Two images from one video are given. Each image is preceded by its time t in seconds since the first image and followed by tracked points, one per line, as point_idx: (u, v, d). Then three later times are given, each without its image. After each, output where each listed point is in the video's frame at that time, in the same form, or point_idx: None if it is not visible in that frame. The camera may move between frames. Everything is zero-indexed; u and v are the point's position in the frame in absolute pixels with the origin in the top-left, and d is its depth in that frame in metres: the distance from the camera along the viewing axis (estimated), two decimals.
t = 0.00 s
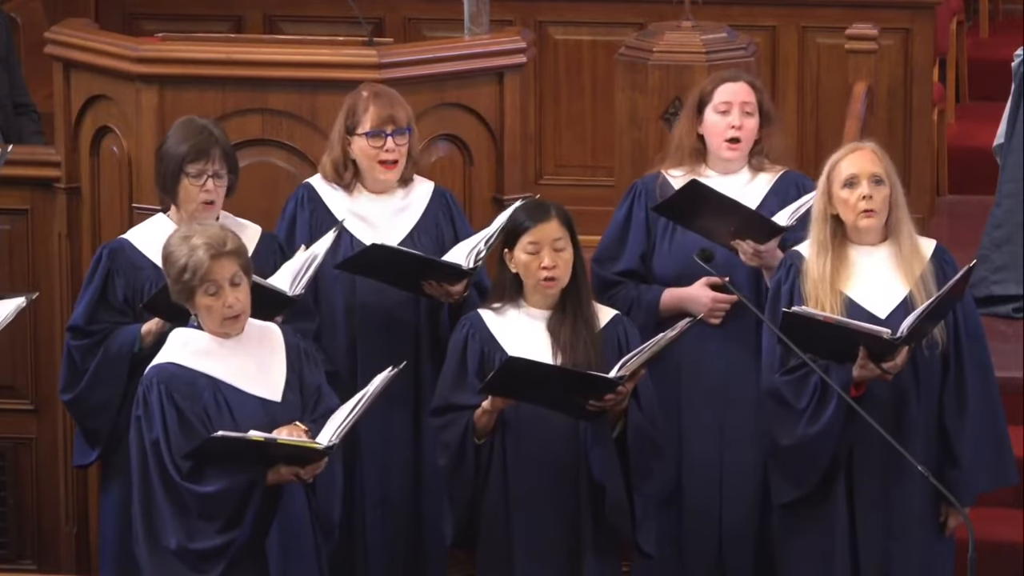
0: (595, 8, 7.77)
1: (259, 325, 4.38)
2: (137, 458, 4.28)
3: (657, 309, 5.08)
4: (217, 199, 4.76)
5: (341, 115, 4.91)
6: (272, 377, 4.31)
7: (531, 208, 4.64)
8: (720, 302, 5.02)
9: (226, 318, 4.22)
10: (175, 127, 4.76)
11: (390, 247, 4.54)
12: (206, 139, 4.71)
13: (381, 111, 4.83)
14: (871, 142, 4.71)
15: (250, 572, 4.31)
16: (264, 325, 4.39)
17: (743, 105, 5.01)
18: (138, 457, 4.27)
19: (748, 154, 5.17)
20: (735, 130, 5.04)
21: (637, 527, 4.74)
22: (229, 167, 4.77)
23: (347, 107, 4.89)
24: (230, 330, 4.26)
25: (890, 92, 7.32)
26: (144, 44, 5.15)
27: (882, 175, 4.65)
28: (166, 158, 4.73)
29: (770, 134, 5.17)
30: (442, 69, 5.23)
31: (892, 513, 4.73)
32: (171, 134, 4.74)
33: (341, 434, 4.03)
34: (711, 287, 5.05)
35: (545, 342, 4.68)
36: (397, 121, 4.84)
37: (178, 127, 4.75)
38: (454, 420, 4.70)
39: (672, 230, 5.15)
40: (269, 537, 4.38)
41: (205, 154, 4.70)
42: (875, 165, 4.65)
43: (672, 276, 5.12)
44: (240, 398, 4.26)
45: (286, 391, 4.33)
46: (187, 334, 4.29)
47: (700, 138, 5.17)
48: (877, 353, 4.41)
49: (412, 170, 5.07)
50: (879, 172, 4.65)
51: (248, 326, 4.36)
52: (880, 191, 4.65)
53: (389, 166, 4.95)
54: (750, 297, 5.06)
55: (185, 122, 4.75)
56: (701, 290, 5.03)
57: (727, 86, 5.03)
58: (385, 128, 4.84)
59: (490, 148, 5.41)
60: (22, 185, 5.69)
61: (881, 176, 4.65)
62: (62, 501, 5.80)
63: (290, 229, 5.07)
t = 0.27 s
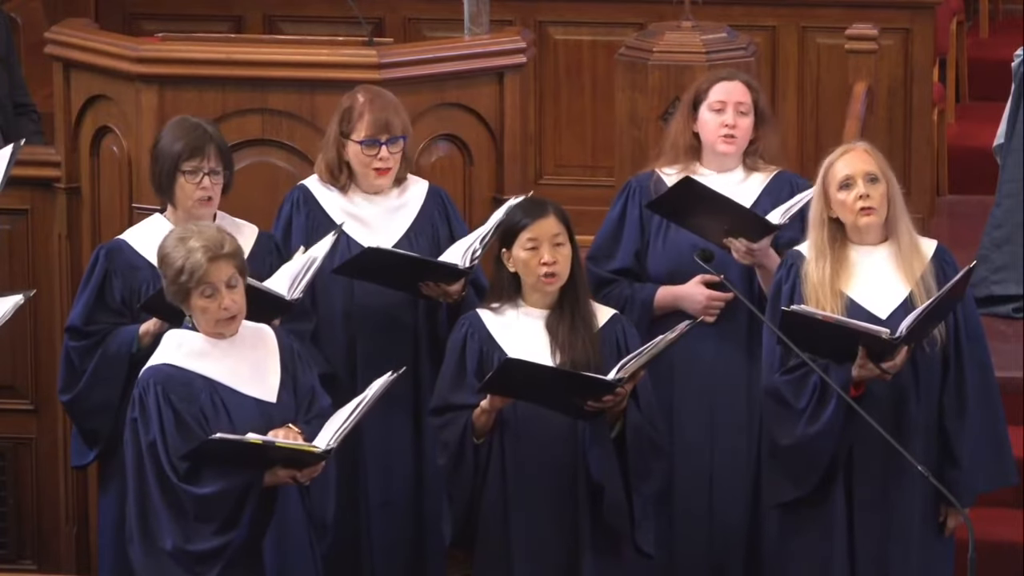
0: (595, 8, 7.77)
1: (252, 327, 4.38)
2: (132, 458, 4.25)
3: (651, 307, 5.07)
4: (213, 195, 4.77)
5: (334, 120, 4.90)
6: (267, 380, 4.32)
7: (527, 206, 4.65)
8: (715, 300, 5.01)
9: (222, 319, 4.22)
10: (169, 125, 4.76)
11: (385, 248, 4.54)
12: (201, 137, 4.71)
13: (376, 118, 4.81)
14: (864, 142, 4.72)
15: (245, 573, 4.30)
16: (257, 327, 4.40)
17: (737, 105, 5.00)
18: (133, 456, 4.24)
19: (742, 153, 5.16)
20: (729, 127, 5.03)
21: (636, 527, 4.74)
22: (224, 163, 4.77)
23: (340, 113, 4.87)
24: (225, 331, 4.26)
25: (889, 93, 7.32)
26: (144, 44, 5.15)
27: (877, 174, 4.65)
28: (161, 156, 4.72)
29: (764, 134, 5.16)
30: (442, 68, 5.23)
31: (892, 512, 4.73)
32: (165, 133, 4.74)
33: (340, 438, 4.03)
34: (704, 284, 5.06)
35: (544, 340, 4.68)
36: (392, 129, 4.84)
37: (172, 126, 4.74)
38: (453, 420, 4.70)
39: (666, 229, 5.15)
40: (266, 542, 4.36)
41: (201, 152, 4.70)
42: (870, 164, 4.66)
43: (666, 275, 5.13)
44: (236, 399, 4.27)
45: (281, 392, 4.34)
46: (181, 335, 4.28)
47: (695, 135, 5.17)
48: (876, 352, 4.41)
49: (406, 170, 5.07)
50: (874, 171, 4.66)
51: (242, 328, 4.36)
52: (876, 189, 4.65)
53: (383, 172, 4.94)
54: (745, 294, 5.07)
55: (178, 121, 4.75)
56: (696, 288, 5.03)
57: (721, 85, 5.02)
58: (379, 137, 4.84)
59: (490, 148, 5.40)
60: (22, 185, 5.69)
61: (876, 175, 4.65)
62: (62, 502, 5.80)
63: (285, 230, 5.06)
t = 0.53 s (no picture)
0: (594, 9, 7.77)
1: (249, 328, 4.38)
2: (130, 459, 4.25)
3: (649, 307, 5.07)
4: (211, 193, 4.77)
5: (326, 121, 4.91)
6: (263, 380, 4.32)
7: (525, 206, 4.66)
8: (714, 299, 5.01)
9: (218, 320, 4.22)
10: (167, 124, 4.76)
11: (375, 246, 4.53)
12: (199, 135, 4.71)
13: (367, 117, 4.81)
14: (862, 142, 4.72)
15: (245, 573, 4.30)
16: (254, 328, 4.39)
17: (733, 98, 5.02)
18: (131, 457, 4.24)
19: (738, 151, 5.17)
20: (726, 121, 5.03)
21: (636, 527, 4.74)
22: (223, 161, 4.77)
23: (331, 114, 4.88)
24: (222, 333, 4.26)
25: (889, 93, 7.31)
26: (144, 44, 5.15)
27: (876, 174, 4.65)
28: (159, 155, 4.72)
29: (760, 132, 5.18)
30: (441, 69, 5.23)
31: (893, 513, 4.72)
32: (163, 132, 4.74)
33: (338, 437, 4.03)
34: (703, 283, 5.06)
35: (544, 340, 4.68)
36: (382, 129, 4.83)
37: (169, 124, 4.75)
38: (452, 419, 4.70)
39: (663, 228, 5.15)
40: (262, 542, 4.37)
41: (199, 149, 4.70)
42: (868, 164, 4.66)
43: (662, 274, 5.13)
44: (233, 400, 4.27)
45: (277, 393, 4.34)
46: (177, 335, 4.29)
47: (690, 133, 5.18)
48: (874, 348, 4.41)
49: (400, 170, 5.05)
50: (872, 171, 4.66)
51: (238, 329, 4.35)
52: (875, 189, 4.65)
53: (374, 172, 4.95)
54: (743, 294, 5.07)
55: (176, 119, 4.76)
56: (694, 288, 5.03)
57: (717, 79, 5.04)
58: (369, 138, 4.85)
59: (490, 148, 5.40)
60: (22, 185, 5.69)
61: (875, 175, 4.66)
62: (62, 502, 5.80)
63: (281, 231, 5.05)
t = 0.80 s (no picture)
0: (592, 9, 7.76)
1: (242, 328, 4.38)
2: (123, 459, 4.25)
3: (646, 306, 5.07)
4: (206, 193, 4.76)
5: (316, 123, 4.91)
6: (256, 380, 4.32)
7: (524, 206, 4.66)
8: (711, 300, 5.01)
9: (211, 321, 4.22)
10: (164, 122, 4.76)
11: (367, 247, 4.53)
12: (196, 133, 4.71)
13: (355, 118, 4.81)
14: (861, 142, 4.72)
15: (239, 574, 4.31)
16: (246, 328, 4.40)
17: (730, 103, 5.01)
18: (124, 457, 4.25)
19: (734, 153, 5.16)
20: (721, 125, 5.03)
21: (634, 527, 4.74)
22: (219, 160, 4.77)
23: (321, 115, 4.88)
24: (214, 334, 4.26)
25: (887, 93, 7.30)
26: (141, 44, 5.15)
27: (873, 174, 4.65)
28: (156, 153, 4.73)
29: (757, 134, 5.17)
30: (439, 69, 5.23)
31: (892, 513, 4.72)
32: (160, 130, 4.74)
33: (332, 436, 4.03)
34: (700, 284, 5.06)
35: (542, 340, 4.68)
36: (371, 130, 4.84)
37: (167, 122, 4.75)
38: (450, 419, 4.69)
39: (659, 230, 5.16)
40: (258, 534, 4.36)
41: (196, 148, 4.70)
42: (865, 164, 4.66)
43: (659, 274, 5.13)
44: (227, 399, 4.27)
45: (271, 393, 4.34)
46: (171, 336, 4.29)
47: (688, 134, 5.17)
48: (871, 347, 4.40)
49: (392, 171, 5.04)
50: (870, 172, 4.65)
51: (231, 329, 4.36)
52: (873, 189, 4.65)
53: (366, 175, 4.94)
54: (740, 293, 5.08)
55: (173, 118, 4.76)
56: (692, 288, 5.03)
57: (715, 84, 5.03)
58: (359, 139, 4.84)
59: (488, 148, 5.40)
60: (20, 185, 5.70)
61: (872, 176, 4.65)
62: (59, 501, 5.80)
63: (276, 231, 5.05)
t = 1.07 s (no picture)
0: (580, 8, 7.76)
1: (227, 328, 4.39)
2: (108, 459, 4.25)
3: (634, 306, 5.06)
4: (196, 196, 4.77)
5: (301, 124, 4.91)
6: (241, 380, 4.33)
7: (519, 207, 4.64)
8: (698, 300, 5.02)
9: (198, 323, 4.22)
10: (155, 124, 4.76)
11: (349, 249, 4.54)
12: (188, 137, 4.70)
13: (340, 120, 4.81)
14: (857, 148, 4.69)
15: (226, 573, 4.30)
16: (232, 328, 4.41)
17: (719, 112, 5.02)
18: (109, 457, 4.25)
19: (722, 156, 5.16)
20: (710, 135, 5.04)
21: (624, 528, 4.75)
22: (211, 165, 4.76)
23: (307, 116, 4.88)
24: (200, 335, 4.27)
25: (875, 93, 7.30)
26: (128, 44, 5.15)
27: (863, 189, 4.64)
28: (146, 155, 4.71)
29: (745, 139, 5.16)
30: (426, 69, 5.22)
31: (881, 513, 4.72)
32: (151, 132, 4.73)
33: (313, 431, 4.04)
34: (687, 284, 5.07)
35: (532, 340, 4.68)
36: (355, 133, 4.84)
37: (158, 124, 4.74)
38: (440, 419, 4.69)
39: (647, 230, 5.16)
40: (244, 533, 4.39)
41: (188, 152, 4.70)
42: (854, 177, 4.64)
43: (647, 274, 5.13)
44: (211, 399, 4.27)
45: (256, 392, 4.34)
46: (155, 336, 4.29)
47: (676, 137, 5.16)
48: (861, 352, 4.39)
49: (376, 172, 5.03)
50: (861, 187, 4.64)
51: (216, 329, 4.36)
52: (859, 206, 4.65)
53: (350, 176, 4.95)
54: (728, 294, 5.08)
55: (164, 120, 4.75)
56: (679, 287, 5.04)
57: (705, 91, 5.01)
58: (343, 141, 4.84)
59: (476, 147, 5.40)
60: (8, 185, 5.70)
61: (862, 191, 4.64)
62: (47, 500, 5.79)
63: (263, 232, 5.05)
